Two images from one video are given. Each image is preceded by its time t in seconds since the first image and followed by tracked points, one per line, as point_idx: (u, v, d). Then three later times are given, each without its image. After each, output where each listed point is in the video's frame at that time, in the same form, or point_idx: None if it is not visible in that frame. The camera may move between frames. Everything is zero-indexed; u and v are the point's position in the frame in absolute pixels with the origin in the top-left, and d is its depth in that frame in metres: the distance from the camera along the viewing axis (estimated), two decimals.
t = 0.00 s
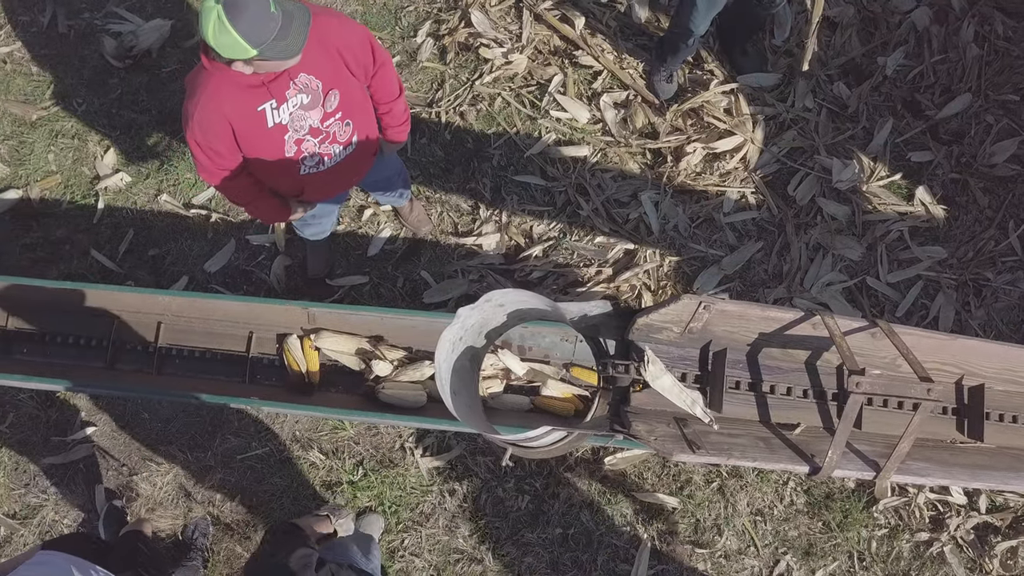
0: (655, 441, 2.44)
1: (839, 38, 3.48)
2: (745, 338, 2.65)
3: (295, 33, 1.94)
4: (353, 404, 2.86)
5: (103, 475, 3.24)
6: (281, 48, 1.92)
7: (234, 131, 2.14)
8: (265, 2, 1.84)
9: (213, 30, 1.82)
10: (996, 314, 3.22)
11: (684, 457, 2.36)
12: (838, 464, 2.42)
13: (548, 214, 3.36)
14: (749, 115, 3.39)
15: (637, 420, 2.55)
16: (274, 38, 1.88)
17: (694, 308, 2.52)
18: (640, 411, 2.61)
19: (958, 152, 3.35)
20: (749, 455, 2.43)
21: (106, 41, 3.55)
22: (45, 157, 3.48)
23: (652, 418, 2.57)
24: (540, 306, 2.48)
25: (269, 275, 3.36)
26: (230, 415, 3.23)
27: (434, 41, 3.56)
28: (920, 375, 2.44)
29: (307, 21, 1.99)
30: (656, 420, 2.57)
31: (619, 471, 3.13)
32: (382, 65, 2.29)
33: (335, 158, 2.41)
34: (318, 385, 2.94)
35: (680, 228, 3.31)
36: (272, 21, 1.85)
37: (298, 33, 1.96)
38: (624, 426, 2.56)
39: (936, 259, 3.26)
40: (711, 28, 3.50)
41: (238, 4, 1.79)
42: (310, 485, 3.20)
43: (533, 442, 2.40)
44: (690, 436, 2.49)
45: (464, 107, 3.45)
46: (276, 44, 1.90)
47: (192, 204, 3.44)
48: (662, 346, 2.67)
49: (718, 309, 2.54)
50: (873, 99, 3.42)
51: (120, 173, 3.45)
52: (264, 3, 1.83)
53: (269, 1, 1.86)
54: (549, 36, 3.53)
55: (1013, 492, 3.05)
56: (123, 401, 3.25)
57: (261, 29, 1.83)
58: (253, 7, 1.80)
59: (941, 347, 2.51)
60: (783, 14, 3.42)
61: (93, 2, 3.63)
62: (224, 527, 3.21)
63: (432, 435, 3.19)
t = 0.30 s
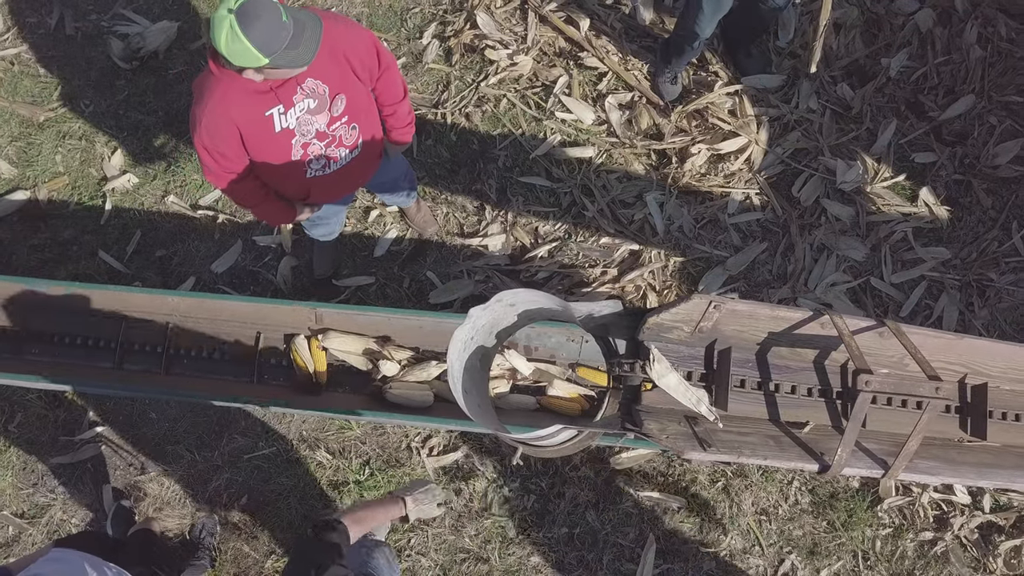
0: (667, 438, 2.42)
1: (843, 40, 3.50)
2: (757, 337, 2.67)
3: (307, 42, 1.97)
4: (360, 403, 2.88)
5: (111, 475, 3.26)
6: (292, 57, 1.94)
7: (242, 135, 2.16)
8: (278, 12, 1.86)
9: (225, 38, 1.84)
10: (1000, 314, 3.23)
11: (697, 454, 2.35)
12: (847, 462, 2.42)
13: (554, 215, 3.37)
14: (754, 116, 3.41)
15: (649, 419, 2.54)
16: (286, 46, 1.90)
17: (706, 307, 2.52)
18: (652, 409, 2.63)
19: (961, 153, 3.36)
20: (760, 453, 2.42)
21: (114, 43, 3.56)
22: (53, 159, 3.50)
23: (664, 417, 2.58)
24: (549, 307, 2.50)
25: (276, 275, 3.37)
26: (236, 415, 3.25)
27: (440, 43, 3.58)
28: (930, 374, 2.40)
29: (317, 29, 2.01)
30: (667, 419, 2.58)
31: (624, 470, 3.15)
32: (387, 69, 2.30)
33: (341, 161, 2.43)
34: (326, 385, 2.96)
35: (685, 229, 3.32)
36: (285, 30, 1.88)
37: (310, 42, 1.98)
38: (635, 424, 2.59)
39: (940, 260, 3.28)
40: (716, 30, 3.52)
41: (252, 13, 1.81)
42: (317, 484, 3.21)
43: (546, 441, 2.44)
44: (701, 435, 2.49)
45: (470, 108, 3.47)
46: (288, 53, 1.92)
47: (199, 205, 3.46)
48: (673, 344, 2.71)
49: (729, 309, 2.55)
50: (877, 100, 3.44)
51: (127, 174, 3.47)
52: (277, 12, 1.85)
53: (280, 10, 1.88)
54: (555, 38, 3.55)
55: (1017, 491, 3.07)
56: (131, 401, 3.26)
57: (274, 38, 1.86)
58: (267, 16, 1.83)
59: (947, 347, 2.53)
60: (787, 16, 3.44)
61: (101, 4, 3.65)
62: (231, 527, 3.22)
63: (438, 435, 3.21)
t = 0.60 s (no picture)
0: (676, 440, 2.44)
1: (847, 40, 3.49)
2: (763, 338, 2.68)
3: (310, 46, 1.96)
4: (365, 404, 2.87)
5: (115, 475, 3.25)
6: (296, 62, 1.94)
7: (245, 137, 2.16)
8: (282, 17, 1.85)
9: (230, 43, 1.83)
10: (1005, 314, 3.23)
11: (704, 457, 2.33)
12: (856, 465, 2.41)
13: (558, 215, 3.37)
14: (758, 116, 3.41)
15: (657, 421, 2.59)
16: (289, 51, 1.90)
17: (714, 310, 2.52)
18: (660, 411, 2.66)
19: (966, 153, 3.36)
20: (769, 455, 2.41)
21: (118, 43, 3.56)
22: (56, 159, 3.50)
23: (672, 419, 2.60)
24: (557, 308, 2.50)
25: (280, 276, 3.37)
26: (240, 416, 3.25)
27: (443, 43, 3.57)
28: (937, 376, 2.40)
29: (321, 33, 2.01)
30: (676, 421, 2.61)
31: (628, 471, 3.14)
32: (390, 70, 2.29)
33: (345, 163, 2.42)
34: (330, 386, 2.95)
35: (689, 229, 3.32)
36: (288, 35, 1.87)
37: (313, 46, 1.98)
38: (644, 427, 2.61)
39: (944, 260, 3.28)
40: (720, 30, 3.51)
41: (255, 17, 1.81)
42: (321, 485, 3.21)
43: (551, 444, 2.46)
44: (709, 437, 2.49)
45: (474, 109, 3.47)
46: (292, 58, 1.92)
47: (203, 205, 3.45)
48: (680, 346, 2.72)
49: (738, 311, 2.53)
50: (881, 100, 3.43)
51: (131, 174, 3.46)
52: (281, 17, 1.84)
53: (285, 15, 1.87)
54: (558, 38, 3.55)
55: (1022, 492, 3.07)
56: (135, 401, 3.26)
57: (277, 43, 1.85)
58: (271, 21, 1.82)
59: (955, 349, 2.52)
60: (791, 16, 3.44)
61: (104, 4, 3.65)
62: (234, 527, 3.21)
63: (442, 435, 3.21)
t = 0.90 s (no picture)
0: (676, 440, 2.43)
1: (848, 39, 3.49)
2: (764, 338, 2.67)
3: (309, 46, 1.96)
4: (364, 404, 2.87)
5: (113, 476, 3.25)
6: (295, 61, 1.93)
7: (243, 137, 2.15)
8: (281, 16, 1.84)
9: (228, 42, 1.83)
10: (1006, 315, 3.22)
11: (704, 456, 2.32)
12: (857, 465, 2.40)
13: (557, 215, 3.36)
14: (758, 116, 3.40)
15: (656, 421, 2.58)
16: (288, 51, 1.89)
17: (714, 309, 2.52)
18: (660, 411, 2.66)
19: (967, 152, 3.35)
20: (769, 456, 2.40)
21: (117, 42, 3.55)
22: (55, 159, 3.49)
23: (672, 419, 2.60)
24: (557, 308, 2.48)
25: (279, 276, 3.36)
26: (239, 416, 3.24)
27: (443, 42, 3.56)
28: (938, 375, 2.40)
29: (320, 32, 2.00)
30: (676, 421, 2.60)
31: (628, 471, 3.14)
32: (389, 70, 2.29)
33: (343, 163, 2.42)
34: (329, 386, 2.95)
35: (690, 229, 3.31)
36: (288, 34, 1.86)
37: (312, 45, 1.97)
38: (644, 426, 2.59)
39: (945, 260, 3.27)
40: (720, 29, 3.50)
41: (254, 17, 1.80)
42: (320, 485, 3.20)
43: (551, 444, 2.39)
44: (710, 437, 2.48)
45: (473, 108, 3.46)
46: (290, 58, 1.91)
47: (202, 205, 3.44)
48: (679, 346, 2.72)
49: (738, 310, 2.53)
50: (882, 100, 3.43)
51: (130, 174, 3.45)
52: (280, 17, 1.84)
53: (284, 15, 1.87)
54: (558, 37, 3.54)
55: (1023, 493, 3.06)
56: (134, 402, 3.26)
57: (276, 43, 1.85)
58: (270, 21, 1.81)
59: (957, 348, 2.52)
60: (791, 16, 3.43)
61: (103, 4, 3.64)
62: (233, 528, 3.20)
63: (441, 435, 3.21)
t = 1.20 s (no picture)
0: (674, 433, 2.43)
1: (847, 38, 3.49)
2: (762, 333, 2.68)
3: (307, 42, 1.96)
4: (363, 402, 2.87)
5: (113, 474, 3.24)
6: (293, 57, 1.93)
7: (241, 133, 2.15)
8: (279, 12, 1.84)
9: (226, 38, 1.83)
10: (1005, 312, 3.22)
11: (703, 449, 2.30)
12: (854, 458, 2.39)
13: (557, 213, 3.36)
14: (758, 114, 3.40)
15: (654, 413, 2.61)
16: (286, 48, 1.90)
17: (713, 303, 2.52)
18: (658, 404, 2.68)
19: (966, 151, 3.35)
20: (768, 448, 2.39)
21: (116, 41, 3.56)
22: (55, 157, 3.49)
23: (670, 412, 2.63)
24: (556, 301, 2.42)
25: (278, 274, 3.36)
26: (239, 414, 3.24)
27: (442, 41, 3.56)
28: (937, 369, 2.39)
29: (318, 28, 2.00)
30: (674, 413, 2.63)
31: (627, 469, 3.14)
32: (388, 66, 2.29)
33: (341, 159, 2.41)
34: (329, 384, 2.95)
35: (689, 227, 3.31)
36: (286, 30, 1.86)
37: (310, 41, 1.97)
38: (642, 419, 2.62)
39: (944, 258, 3.27)
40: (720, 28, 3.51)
41: (252, 14, 1.80)
42: (320, 483, 3.20)
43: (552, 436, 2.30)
44: (708, 430, 2.50)
45: (472, 106, 3.46)
46: (288, 54, 1.91)
47: (201, 203, 3.44)
48: (678, 339, 2.73)
49: (736, 303, 2.53)
50: (881, 98, 3.43)
51: (129, 172, 3.45)
52: (278, 13, 1.84)
53: (282, 10, 1.87)
54: (557, 36, 3.54)
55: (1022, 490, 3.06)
56: (133, 400, 3.26)
57: (274, 39, 1.85)
58: (268, 17, 1.81)
59: (955, 343, 2.53)
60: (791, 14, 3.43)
61: (102, 2, 3.64)
62: (232, 526, 3.20)
63: (441, 434, 3.21)
